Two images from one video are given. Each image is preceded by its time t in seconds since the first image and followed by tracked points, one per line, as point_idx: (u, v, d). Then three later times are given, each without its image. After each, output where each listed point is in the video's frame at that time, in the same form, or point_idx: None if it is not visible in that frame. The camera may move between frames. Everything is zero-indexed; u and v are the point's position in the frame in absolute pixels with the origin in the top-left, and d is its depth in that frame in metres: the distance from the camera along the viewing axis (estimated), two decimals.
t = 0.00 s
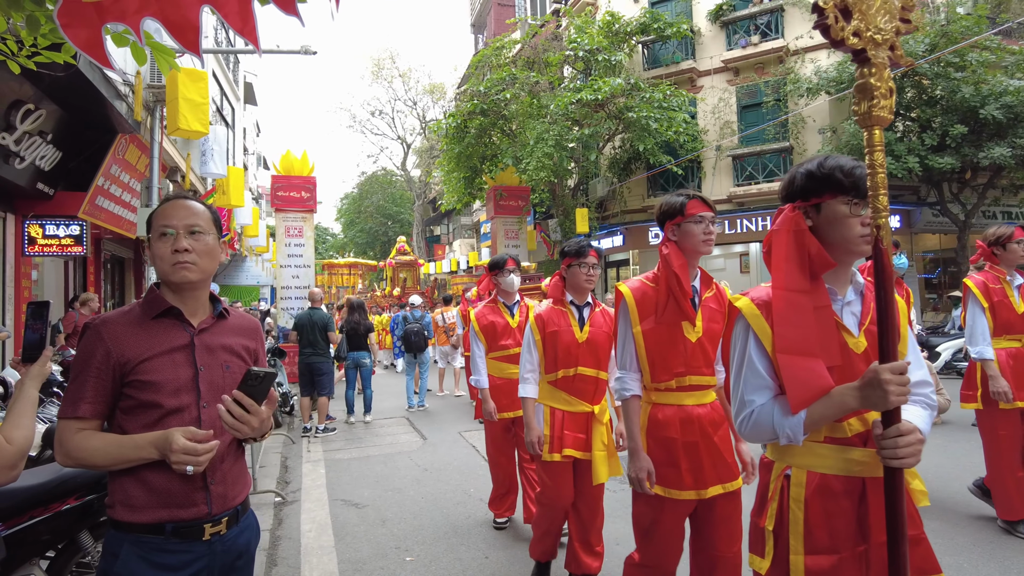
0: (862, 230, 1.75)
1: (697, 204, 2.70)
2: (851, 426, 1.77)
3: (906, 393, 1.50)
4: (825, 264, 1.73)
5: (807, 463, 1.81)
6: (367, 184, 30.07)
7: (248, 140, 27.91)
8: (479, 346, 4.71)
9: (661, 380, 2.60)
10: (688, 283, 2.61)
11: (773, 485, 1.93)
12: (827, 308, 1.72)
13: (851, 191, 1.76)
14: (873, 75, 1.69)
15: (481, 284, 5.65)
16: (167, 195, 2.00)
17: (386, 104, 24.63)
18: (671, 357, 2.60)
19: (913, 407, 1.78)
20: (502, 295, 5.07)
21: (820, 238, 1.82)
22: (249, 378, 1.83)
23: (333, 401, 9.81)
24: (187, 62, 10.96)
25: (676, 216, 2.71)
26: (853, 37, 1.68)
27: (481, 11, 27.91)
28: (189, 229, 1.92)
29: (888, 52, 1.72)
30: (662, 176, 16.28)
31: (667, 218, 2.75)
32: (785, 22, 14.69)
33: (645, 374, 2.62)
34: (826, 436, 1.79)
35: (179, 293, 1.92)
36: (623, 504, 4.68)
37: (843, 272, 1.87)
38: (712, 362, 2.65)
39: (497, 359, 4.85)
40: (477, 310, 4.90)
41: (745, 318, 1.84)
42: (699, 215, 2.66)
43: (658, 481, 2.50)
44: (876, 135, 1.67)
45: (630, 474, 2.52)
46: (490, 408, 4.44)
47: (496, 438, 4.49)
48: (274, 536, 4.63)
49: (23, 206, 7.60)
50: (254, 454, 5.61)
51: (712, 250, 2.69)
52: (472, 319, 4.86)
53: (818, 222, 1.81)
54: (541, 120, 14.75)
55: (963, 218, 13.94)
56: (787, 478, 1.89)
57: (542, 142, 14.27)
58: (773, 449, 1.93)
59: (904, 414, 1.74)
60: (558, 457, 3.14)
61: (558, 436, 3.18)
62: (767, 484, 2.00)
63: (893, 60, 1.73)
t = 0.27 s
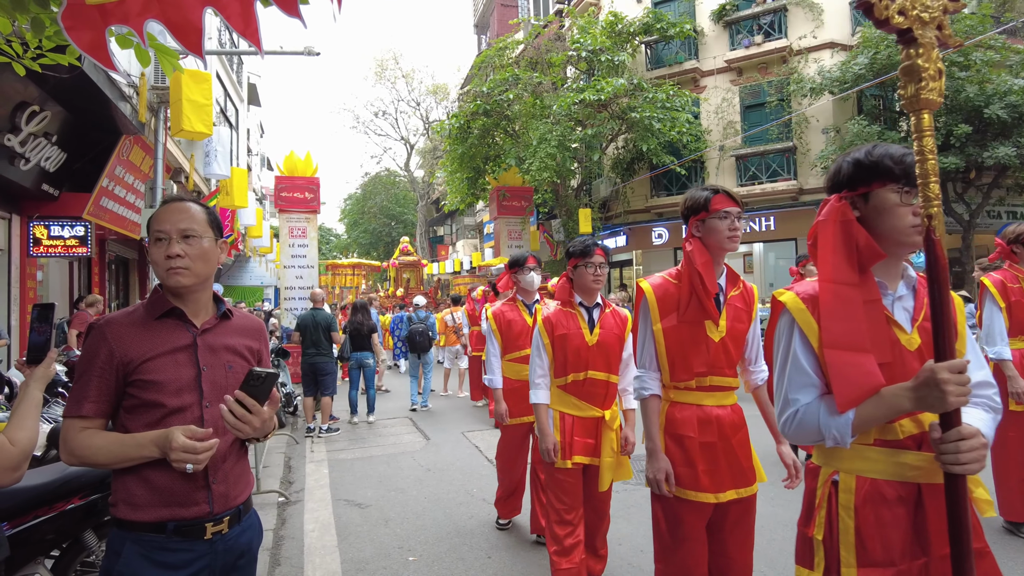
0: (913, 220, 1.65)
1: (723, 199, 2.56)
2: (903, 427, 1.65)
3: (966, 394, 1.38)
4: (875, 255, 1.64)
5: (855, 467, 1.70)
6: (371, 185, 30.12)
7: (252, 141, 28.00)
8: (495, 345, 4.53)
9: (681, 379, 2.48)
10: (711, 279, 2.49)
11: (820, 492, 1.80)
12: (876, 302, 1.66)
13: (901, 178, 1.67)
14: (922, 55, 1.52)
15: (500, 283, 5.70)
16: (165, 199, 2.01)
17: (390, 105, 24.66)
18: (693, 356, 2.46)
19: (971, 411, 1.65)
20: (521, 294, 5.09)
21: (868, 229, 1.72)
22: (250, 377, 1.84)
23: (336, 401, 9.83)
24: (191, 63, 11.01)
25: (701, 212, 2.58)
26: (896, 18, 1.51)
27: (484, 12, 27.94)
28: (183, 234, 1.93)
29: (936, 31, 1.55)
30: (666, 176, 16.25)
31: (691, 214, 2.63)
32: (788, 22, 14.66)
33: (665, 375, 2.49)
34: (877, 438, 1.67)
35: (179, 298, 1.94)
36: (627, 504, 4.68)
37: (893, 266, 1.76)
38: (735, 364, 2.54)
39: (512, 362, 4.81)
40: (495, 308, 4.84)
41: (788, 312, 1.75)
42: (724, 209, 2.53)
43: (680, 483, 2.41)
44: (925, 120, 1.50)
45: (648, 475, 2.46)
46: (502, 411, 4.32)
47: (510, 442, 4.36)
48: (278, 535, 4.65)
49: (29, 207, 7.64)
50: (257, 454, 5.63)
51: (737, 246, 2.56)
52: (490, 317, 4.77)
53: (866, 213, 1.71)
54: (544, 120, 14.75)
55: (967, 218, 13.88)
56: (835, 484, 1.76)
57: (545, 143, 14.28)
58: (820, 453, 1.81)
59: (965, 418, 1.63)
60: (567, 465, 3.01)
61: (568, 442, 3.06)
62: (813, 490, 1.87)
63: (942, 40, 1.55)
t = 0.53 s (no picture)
0: (962, 215, 1.58)
1: (741, 196, 2.54)
2: (949, 434, 1.55)
3: (1016, 401, 1.31)
4: (920, 253, 1.57)
5: (896, 471, 1.61)
6: (375, 185, 30.17)
7: (256, 141, 28.09)
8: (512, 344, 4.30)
9: (697, 383, 2.46)
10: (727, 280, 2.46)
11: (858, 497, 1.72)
12: (922, 302, 1.58)
13: (951, 171, 1.59)
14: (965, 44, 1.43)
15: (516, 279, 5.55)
16: (171, 200, 2.02)
17: (394, 105, 24.69)
18: (709, 361, 2.44)
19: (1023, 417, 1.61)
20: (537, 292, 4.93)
21: (914, 224, 1.65)
22: (252, 377, 1.85)
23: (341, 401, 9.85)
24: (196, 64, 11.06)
25: (718, 210, 2.55)
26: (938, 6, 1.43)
27: (488, 12, 27.96)
28: (189, 236, 1.94)
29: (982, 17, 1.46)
30: (670, 177, 16.23)
31: (710, 211, 2.58)
32: (793, 22, 14.63)
33: (680, 377, 2.48)
34: (918, 443, 1.58)
35: (186, 299, 1.95)
36: (632, 504, 4.67)
37: (940, 264, 1.68)
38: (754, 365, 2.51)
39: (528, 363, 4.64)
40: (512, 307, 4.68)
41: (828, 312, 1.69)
42: (742, 207, 2.49)
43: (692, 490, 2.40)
44: (969, 112, 1.41)
45: (661, 481, 2.44)
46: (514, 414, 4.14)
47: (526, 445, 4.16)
48: (282, 535, 4.67)
49: (35, 208, 7.69)
50: (262, 454, 5.65)
51: (756, 244, 2.51)
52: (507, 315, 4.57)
53: (911, 208, 1.65)
54: (548, 121, 14.75)
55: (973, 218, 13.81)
56: (873, 489, 1.68)
57: (548, 143, 14.28)
58: (857, 457, 1.73)
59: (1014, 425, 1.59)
60: (586, 476, 2.85)
61: (583, 454, 2.89)
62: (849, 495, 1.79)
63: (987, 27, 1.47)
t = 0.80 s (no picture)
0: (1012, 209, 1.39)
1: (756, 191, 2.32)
2: (990, 447, 1.37)
3: None
4: (966, 249, 1.38)
5: (927, 484, 1.45)
6: (381, 186, 30.25)
7: (262, 142, 28.19)
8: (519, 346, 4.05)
9: (722, 394, 2.24)
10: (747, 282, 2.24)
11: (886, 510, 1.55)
12: (964, 303, 1.40)
13: (997, 161, 1.41)
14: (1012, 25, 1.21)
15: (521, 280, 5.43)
16: (177, 202, 2.03)
17: (399, 106, 24.74)
18: (732, 366, 2.23)
19: None
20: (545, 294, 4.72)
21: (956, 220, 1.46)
22: (257, 377, 1.86)
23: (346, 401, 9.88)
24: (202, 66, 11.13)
25: (731, 207, 2.34)
26: None
27: (493, 13, 27.98)
28: (196, 237, 1.95)
29: None
30: (675, 177, 16.23)
31: (722, 209, 2.37)
32: (798, 22, 14.60)
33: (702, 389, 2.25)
34: (953, 454, 1.42)
35: (191, 301, 1.97)
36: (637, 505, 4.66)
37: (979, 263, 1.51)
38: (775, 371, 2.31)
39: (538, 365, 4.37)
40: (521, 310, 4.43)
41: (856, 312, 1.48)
42: (759, 203, 2.28)
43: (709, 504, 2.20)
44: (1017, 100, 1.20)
45: (681, 501, 2.20)
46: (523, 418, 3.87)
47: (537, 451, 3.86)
48: (288, 535, 4.68)
49: (43, 209, 7.74)
50: (267, 454, 5.67)
51: (774, 244, 2.31)
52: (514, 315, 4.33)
53: (952, 202, 1.46)
54: (553, 121, 14.75)
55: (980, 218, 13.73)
56: (904, 500, 1.52)
57: (553, 143, 14.29)
58: (884, 467, 1.57)
59: None
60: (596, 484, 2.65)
61: (593, 460, 2.69)
62: (877, 506, 1.63)
63: None
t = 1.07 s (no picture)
0: None
1: (766, 181, 2.17)
2: None
3: None
4: (994, 245, 1.33)
5: (976, 503, 1.35)
6: (386, 187, 30.32)
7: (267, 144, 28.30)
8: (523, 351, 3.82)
9: (743, 398, 2.05)
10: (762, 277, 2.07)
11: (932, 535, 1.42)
12: (996, 303, 1.33)
13: None
14: None
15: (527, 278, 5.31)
16: (181, 202, 2.04)
17: (404, 107, 24.78)
18: (751, 365, 2.05)
19: None
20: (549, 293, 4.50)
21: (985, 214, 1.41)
22: (260, 378, 1.86)
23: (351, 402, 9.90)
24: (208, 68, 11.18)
25: (742, 198, 2.18)
26: None
27: (498, 13, 27.99)
28: (201, 237, 1.96)
29: None
30: (680, 177, 16.17)
31: (733, 200, 2.21)
32: (804, 21, 14.55)
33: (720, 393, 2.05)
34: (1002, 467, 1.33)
35: (195, 301, 1.97)
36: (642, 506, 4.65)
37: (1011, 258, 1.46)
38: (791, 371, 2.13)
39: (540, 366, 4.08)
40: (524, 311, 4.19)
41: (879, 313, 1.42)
42: (770, 193, 2.13)
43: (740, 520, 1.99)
44: None
45: (705, 516, 2.01)
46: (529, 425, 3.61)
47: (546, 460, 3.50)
48: (293, 535, 4.70)
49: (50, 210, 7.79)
50: (273, 454, 5.69)
51: (788, 237, 2.14)
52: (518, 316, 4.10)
53: (982, 193, 1.41)
54: (557, 122, 14.74)
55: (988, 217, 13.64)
56: (951, 523, 1.40)
57: (558, 144, 14.29)
58: (919, 485, 1.48)
59: None
60: (605, 491, 2.59)
61: (601, 467, 2.63)
62: (917, 530, 1.49)
63: None
